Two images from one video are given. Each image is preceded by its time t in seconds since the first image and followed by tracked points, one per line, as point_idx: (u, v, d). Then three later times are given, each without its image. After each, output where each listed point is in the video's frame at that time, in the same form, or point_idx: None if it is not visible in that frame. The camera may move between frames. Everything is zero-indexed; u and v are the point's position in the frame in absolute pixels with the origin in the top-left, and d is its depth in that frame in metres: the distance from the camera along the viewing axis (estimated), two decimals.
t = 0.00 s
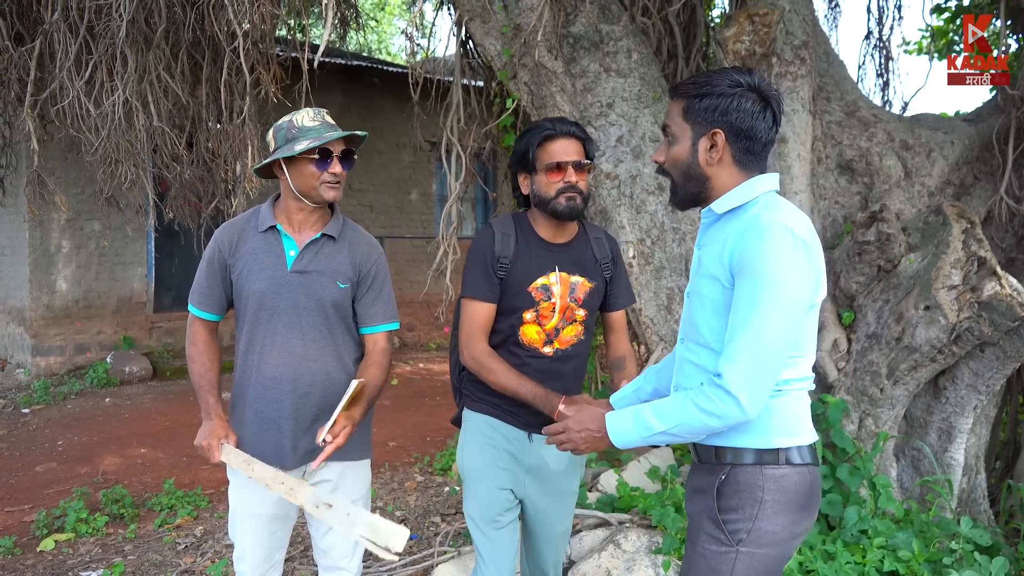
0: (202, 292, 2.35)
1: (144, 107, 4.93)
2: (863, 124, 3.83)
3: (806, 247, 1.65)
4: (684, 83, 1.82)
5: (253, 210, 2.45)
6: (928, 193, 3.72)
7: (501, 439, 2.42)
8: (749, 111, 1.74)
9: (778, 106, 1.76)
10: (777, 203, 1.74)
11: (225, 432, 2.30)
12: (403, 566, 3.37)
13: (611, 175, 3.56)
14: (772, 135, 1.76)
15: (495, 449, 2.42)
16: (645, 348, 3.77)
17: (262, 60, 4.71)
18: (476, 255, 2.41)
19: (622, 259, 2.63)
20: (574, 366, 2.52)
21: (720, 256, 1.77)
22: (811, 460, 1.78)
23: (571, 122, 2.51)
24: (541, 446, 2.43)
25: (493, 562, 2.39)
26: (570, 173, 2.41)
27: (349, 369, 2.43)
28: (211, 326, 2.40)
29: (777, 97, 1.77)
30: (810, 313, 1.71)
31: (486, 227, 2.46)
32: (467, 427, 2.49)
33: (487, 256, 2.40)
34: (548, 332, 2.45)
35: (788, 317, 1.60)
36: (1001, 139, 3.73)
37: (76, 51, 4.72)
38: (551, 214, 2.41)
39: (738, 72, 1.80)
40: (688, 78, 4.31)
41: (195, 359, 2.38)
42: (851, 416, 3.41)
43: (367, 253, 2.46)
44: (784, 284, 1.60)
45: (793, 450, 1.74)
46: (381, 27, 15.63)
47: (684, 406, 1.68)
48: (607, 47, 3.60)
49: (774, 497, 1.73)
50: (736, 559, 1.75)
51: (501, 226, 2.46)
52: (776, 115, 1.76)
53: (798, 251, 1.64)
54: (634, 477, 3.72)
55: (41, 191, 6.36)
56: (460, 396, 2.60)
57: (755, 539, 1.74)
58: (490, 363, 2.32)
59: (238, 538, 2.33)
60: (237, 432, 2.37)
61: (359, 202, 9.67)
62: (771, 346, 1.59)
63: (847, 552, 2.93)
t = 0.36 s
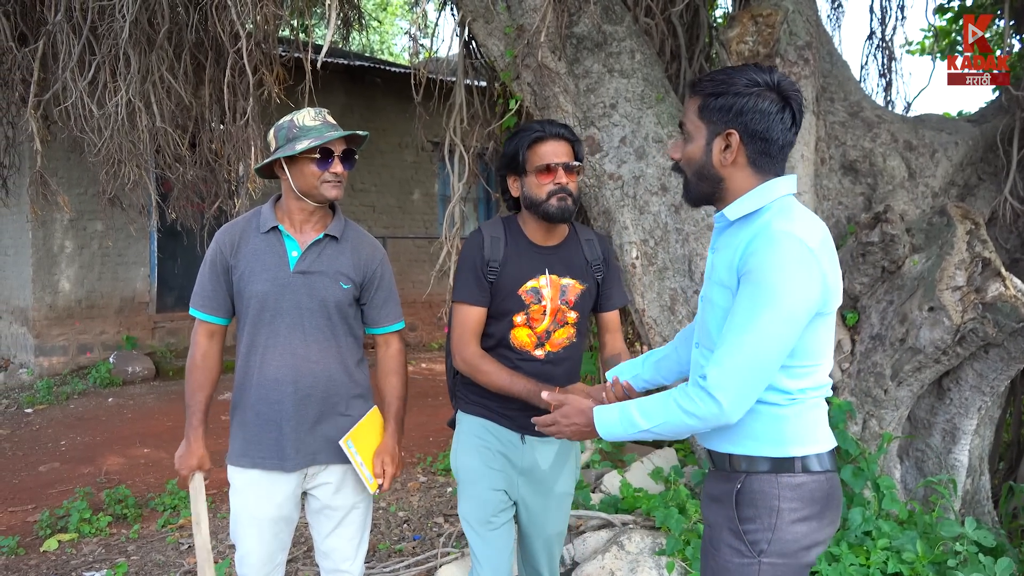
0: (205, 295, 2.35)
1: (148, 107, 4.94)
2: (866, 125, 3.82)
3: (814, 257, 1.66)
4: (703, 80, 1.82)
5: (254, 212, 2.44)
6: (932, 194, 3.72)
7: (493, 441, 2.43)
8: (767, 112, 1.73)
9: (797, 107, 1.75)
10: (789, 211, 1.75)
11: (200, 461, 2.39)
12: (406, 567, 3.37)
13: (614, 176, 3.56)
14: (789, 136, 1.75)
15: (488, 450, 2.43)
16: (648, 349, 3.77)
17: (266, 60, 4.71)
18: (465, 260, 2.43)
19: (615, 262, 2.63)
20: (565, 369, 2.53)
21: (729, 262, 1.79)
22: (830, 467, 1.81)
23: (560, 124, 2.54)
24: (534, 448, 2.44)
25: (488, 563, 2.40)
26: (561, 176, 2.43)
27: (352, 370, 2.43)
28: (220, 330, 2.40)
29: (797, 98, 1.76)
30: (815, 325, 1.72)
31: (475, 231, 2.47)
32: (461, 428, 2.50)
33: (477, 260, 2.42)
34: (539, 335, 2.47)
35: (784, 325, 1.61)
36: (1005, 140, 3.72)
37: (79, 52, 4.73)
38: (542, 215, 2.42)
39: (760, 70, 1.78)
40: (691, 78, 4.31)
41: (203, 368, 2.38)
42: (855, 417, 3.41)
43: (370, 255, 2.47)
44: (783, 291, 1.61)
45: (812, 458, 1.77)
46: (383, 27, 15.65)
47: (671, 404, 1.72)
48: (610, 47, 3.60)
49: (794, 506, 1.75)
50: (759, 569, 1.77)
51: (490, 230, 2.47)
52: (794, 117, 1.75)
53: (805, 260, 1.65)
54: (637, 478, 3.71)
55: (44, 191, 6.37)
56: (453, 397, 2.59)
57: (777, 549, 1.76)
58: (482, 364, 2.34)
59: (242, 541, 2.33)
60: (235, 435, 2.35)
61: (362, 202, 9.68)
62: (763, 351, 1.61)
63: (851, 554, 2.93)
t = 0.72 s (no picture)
0: (211, 295, 2.34)
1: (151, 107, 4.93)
2: (872, 125, 3.81)
3: (806, 257, 1.66)
4: (701, 82, 1.84)
5: (260, 211, 2.44)
6: (938, 194, 3.71)
7: (495, 443, 2.43)
8: (757, 113, 1.72)
9: (793, 109, 1.74)
10: (788, 211, 1.75)
11: (182, 450, 2.42)
12: (412, 567, 3.37)
13: (619, 176, 3.55)
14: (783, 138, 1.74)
15: (491, 452, 2.42)
16: (653, 349, 3.76)
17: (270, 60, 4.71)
18: (464, 263, 2.42)
19: (613, 259, 2.63)
20: (566, 368, 2.53)
21: (727, 259, 1.81)
22: (850, 471, 1.80)
23: (553, 122, 2.54)
24: (536, 449, 2.44)
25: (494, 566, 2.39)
26: (559, 175, 2.43)
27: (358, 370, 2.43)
28: (222, 328, 2.39)
29: (795, 99, 1.74)
30: (808, 325, 1.71)
31: (471, 234, 2.46)
32: (462, 431, 2.49)
33: (474, 263, 2.41)
34: (539, 334, 2.47)
35: (765, 323, 1.64)
36: (1012, 140, 3.70)
37: (83, 51, 4.72)
38: (540, 213, 2.41)
39: (754, 70, 1.78)
40: (696, 78, 4.30)
41: (196, 367, 2.38)
42: (861, 418, 3.40)
43: (376, 255, 2.47)
44: (768, 290, 1.64)
45: (832, 462, 1.76)
46: (386, 27, 15.67)
47: (646, 386, 1.78)
48: (615, 47, 3.59)
49: (815, 512, 1.74)
50: None
51: (487, 232, 2.46)
52: (789, 117, 1.74)
53: (794, 261, 1.65)
54: (642, 478, 3.71)
55: (48, 191, 6.37)
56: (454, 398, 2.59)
57: (796, 556, 1.76)
58: (489, 368, 2.33)
59: (247, 542, 2.32)
60: (241, 435, 2.35)
61: (364, 202, 9.67)
62: (737, 345, 1.65)
63: (859, 555, 2.92)
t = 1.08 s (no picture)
0: (215, 293, 2.34)
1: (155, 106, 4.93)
2: (876, 124, 3.80)
3: (786, 254, 1.65)
4: (684, 88, 1.84)
5: (263, 211, 2.44)
6: (942, 194, 3.71)
7: (496, 443, 2.42)
8: (744, 115, 1.73)
9: (778, 110, 1.75)
10: (770, 208, 1.74)
11: (194, 455, 2.42)
12: (416, 567, 3.37)
13: (622, 175, 3.53)
14: (769, 139, 1.75)
15: (491, 452, 2.42)
16: (657, 349, 3.75)
17: (273, 60, 4.70)
18: (463, 265, 2.42)
19: (614, 258, 2.62)
20: (567, 367, 2.51)
21: (714, 258, 1.81)
22: (853, 470, 1.79)
23: (550, 121, 2.53)
24: (537, 450, 2.43)
25: (496, 567, 2.39)
26: (558, 175, 2.43)
27: (359, 369, 2.42)
28: (228, 328, 2.39)
29: (778, 100, 1.76)
30: (795, 322, 1.70)
31: (470, 235, 2.46)
32: (463, 431, 2.49)
33: (472, 264, 2.41)
34: (539, 335, 2.46)
35: (749, 321, 1.63)
36: (1016, 139, 3.70)
37: (86, 51, 4.72)
38: (539, 214, 2.41)
39: (738, 73, 1.80)
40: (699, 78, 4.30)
41: (204, 368, 2.38)
42: (865, 417, 3.40)
43: (378, 253, 2.46)
44: (750, 288, 1.63)
45: (833, 460, 1.75)
46: (387, 27, 15.68)
47: (637, 387, 1.79)
48: (618, 46, 3.59)
49: (815, 510, 1.74)
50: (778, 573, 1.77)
51: (485, 233, 2.45)
52: (775, 119, 1.75)
53: (775, 258, 1.65)
54: (645, 478, 3.70)
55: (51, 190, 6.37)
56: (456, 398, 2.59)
57: (795, 554, 1.75)
58: (490, 370, 2.34)
59: (249, 542, 2.32)
60: (242, 432, 2.34)
61: (366, 202, 9.66)
62: (723, 345, 1.65)
63: (863, 555, 2.91)
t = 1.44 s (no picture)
0: (215, 296, 2.35)
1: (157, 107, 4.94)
2: (878, 124, 3.80)
3: (806, 255, 1.65)
4: (695, 86, 1.82)
5: (261, 212, 2.44)
6: (943, 193, 3.71)
7: (497, 444, 2.43)
8: (754, 120, 1.73)
9: (788, 117, 1.75)
10: (784, 208, 1.74)
11: (201, 459, 2.42)
12: (418, 567, 3.37)
13: (624, 175, 3.53)
14: (778, 144, 1.75)
15: (493, 453, 2.42)
16: (659, 349, 3.75)
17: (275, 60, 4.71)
18: (464, 267, 2.42)
19: (614, 259, 2.62)
20: (567, 368, 2.52)
21: (728, 260, 1.80)
22: (859, 468, 1.79)
23: (550, 122, 2.53)
24: (539, 450, 2.44)
25: (498, 568, 2.39)
26: (559, 175, 2.43)
27: (361, 368, 2.42)
28: (229, 330, 2.40)
29: (789, 106, 1.75)
30: (812, 322, 1.70)
31: (471, 236, 2.46)
32: (465, 432, 2.49)
33: (473, 266, 2.41)
34: (541, 336, 2.46)
35: (773, 323, 1.63)
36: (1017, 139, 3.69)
37: (88, 52, 4.73)
38: (540, 215, 2.41)
39: (752, 75, 1.78)
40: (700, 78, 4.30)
41: (207, 370, 2.38)
42: (867, 418, 3.40)
43: (378, 252, 2.46)
44: (773, 290, 1.62)
45: (841, 459, 1.76)
46: (388, 27, 15.69)
47: (659, 393, 1.75)
48: (620, 46, 3.59)
49: (825, 510, 1.74)
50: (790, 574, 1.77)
51: (486, 235, 2.45)
52: (785, 124, 1.75)
53: (796, 259, 1.65)
54: (647, 478, 3.70)
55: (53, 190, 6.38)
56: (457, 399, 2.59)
57: (806, 554, 1.75)
58: (490, 372, 2.34)
59: (252, 543, 2.32)
60: (244, 434, 2.34)
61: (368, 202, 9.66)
62: (748, 347, 1.63)
63: (865, 555, 2.91)
